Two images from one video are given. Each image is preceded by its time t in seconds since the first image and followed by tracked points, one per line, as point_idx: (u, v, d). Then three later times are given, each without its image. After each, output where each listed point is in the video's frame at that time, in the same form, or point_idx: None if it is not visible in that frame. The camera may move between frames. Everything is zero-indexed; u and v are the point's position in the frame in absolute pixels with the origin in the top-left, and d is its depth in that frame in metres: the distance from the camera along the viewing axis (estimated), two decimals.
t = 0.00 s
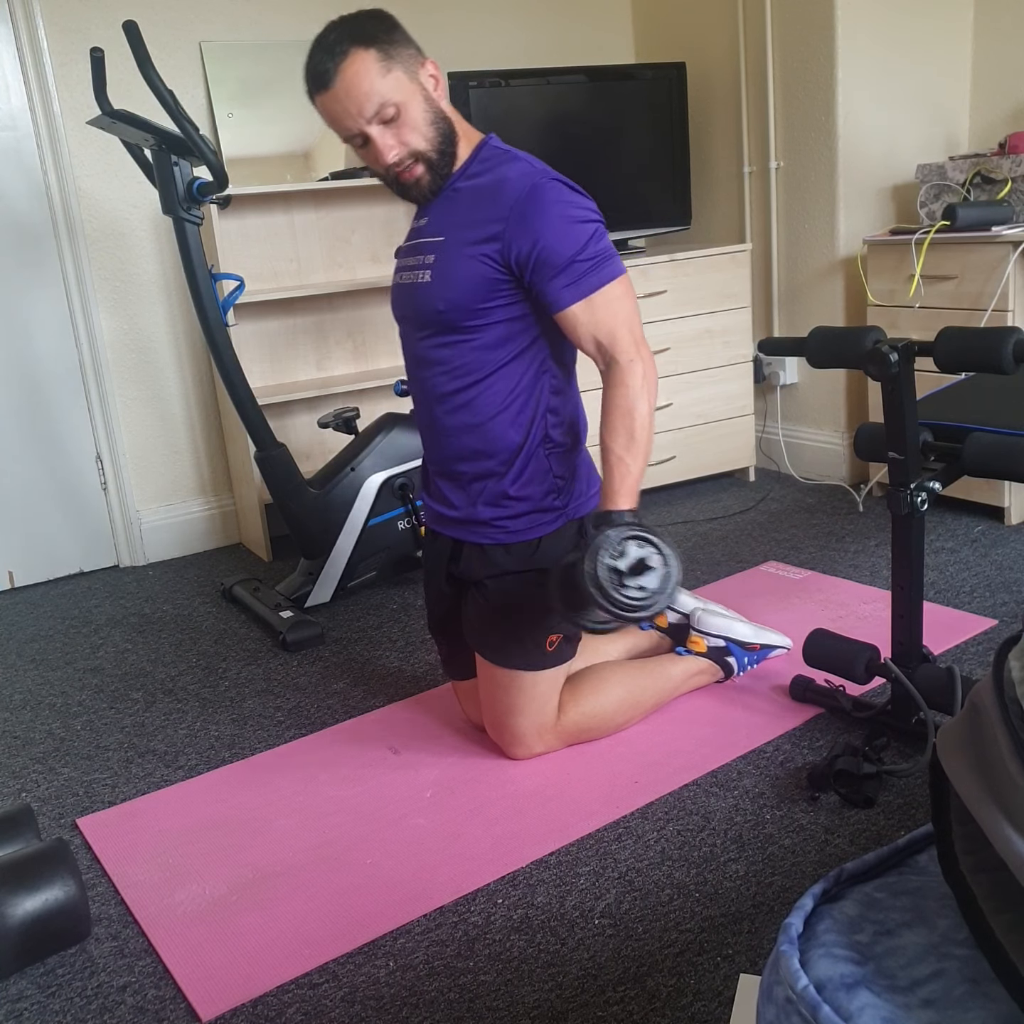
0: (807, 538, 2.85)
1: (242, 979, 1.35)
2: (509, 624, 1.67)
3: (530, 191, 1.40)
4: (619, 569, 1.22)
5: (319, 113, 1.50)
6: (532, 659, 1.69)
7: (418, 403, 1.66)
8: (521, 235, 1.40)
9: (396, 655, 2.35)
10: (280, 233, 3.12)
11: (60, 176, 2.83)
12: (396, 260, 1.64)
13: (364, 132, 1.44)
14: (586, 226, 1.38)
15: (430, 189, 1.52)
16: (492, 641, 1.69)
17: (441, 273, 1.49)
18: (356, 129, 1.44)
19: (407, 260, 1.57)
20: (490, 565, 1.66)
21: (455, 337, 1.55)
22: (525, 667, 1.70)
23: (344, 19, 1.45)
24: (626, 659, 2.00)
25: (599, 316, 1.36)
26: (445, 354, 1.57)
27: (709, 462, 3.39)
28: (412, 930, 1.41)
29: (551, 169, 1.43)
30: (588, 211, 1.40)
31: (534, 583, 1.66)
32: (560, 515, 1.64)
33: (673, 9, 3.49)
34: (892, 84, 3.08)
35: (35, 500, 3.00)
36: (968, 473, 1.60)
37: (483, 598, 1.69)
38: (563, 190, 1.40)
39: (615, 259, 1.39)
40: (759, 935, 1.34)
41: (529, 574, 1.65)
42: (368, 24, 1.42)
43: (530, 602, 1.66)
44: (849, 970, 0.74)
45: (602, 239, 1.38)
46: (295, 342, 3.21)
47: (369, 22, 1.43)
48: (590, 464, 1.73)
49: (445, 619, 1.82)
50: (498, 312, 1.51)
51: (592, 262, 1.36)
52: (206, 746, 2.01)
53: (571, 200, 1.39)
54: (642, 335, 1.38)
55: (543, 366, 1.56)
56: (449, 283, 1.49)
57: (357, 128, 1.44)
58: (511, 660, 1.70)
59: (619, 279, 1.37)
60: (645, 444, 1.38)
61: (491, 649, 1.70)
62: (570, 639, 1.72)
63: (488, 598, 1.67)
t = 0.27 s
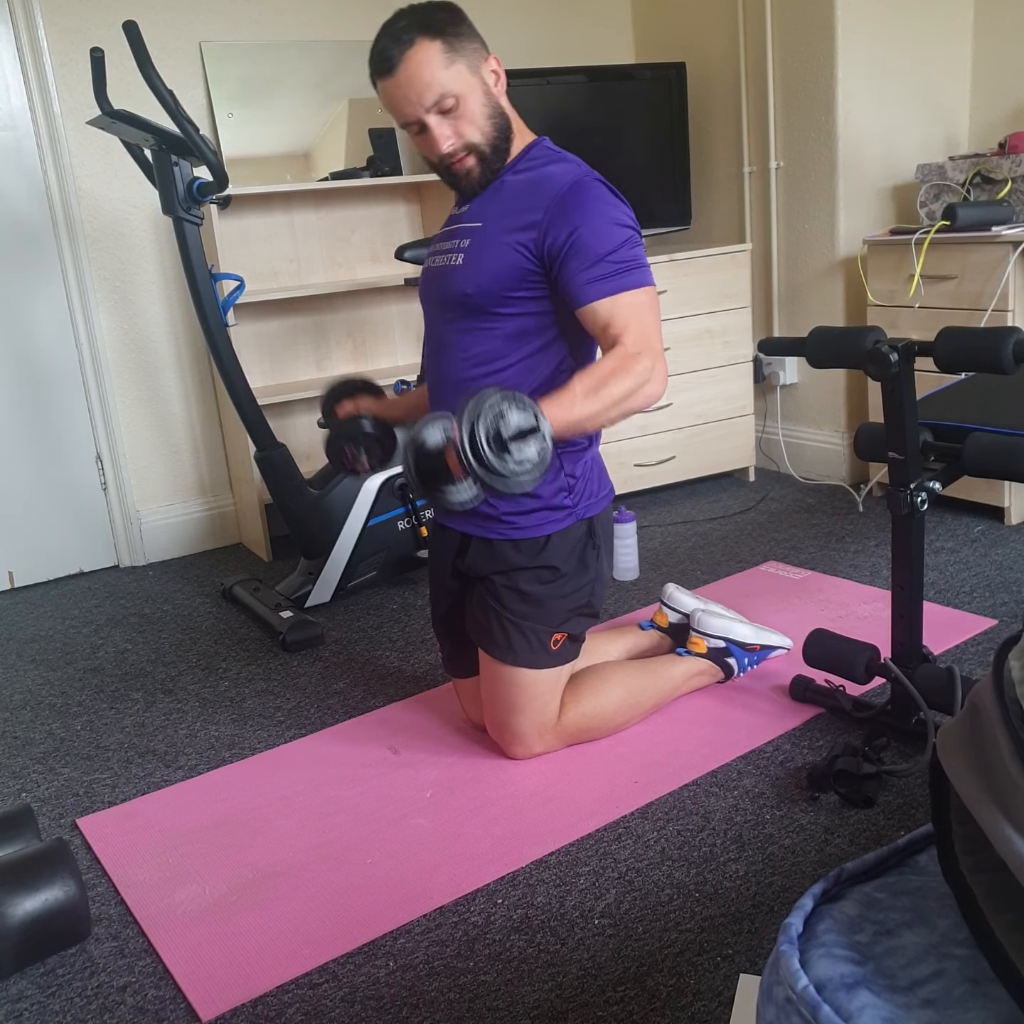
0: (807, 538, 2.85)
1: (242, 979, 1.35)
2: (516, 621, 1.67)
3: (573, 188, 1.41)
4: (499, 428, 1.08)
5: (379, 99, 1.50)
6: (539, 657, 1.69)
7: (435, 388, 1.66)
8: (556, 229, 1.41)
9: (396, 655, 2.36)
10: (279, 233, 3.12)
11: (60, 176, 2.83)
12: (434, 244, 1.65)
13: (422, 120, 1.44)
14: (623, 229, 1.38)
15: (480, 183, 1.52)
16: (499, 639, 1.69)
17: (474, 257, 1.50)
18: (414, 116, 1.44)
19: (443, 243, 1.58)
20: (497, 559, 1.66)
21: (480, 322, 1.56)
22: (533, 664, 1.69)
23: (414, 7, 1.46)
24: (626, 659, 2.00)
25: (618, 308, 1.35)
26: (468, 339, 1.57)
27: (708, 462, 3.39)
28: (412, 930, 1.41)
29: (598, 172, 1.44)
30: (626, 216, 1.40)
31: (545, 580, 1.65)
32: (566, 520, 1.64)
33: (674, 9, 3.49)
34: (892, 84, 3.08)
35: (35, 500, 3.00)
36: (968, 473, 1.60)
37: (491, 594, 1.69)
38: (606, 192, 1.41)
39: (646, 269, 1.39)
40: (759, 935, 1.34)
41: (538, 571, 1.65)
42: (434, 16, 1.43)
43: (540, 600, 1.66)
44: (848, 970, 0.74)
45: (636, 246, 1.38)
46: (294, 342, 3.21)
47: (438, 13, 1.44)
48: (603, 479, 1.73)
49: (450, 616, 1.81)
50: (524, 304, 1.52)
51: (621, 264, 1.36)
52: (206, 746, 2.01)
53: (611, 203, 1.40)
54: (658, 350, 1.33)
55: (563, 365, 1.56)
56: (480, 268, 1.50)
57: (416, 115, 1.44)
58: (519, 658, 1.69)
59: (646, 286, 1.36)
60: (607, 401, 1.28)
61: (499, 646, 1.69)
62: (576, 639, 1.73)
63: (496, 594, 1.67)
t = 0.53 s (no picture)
0: (807, 538, 2.85)
1: (242, 979, 1.35)
2: (517, 621, 1.67)
3: (569, 177, 1.41)
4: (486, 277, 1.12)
5: (377, 100, 1.50)
6: (540, 657, 1.69)
7: (433, 387, 1.65)
8: (552, 219, 1.41)
9: (396, 655, 2.35)
10: (279, 233, 3.12)
11: (60, 176, 2.83)
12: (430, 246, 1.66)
13: (423, 118, 1.44)
14: (620, 216, 1.39)
15: (481, 180, 1.51)
16: (500, 639, 1.69)
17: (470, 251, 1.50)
18: (415, 114, 1.44)
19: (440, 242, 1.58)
20: (497, 559, 1.66)
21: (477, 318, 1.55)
22: (535, 663, 1.70)
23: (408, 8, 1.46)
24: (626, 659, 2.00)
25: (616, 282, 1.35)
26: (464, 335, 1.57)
27: (708, 462, 3.39)
28: (412, 930, 1.41)
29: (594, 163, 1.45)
30: (623, 203, 1.41)
31: (545, 580, 1.66)
32: (567, 516, 1.64)
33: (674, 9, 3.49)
34: (892, 84, 3.08)
35: (35, 500, 3.00)
36: (968, 473, 1.60)
37: (491, 594, 1.69)
38: (602, 181, 1.42)
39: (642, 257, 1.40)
40: (759, 935, 1.34)
41: (539, 571, 1.65)
42: (432, 16, 1.44)
43: (541, 600, 1.66)
44: (849, 969, 0.74)
45: (631, 233, 1.39)
46: (294, 342, 3.21)
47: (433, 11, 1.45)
48: (603, 480, 1.72)
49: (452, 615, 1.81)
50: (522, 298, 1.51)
51: (618, 248, 1.37)
52: (206, 746, 2.01)
53: (607, 191, 1.41)
54: (654, 327, 1.35)
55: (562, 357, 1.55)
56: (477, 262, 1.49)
57: (418, 113, 1.44)
58: (523, 657, 1.69)
59: (641, 270, 1.37)
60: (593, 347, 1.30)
61: (501, 645, 1.69)
62: (577, 639, 1.73)
63: (497, 594, 1.67)
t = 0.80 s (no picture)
0: (807, 538, 2.85)
1: (243, 979, 1.35)
2: (517, 621, 1.67)
3: (568, 176, 1.41)
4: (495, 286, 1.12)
5: (375, 92, 1.49)
6: (540, 657, 1.69)
7: (431, 386, 1.65)
8: (552, 219, 1.41)
9: (396, 654, 2.36)
10: (279, 233, 3.12)
11: (60, 177, 2.83)
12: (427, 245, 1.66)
13: (423, 110, 1.44)
14: (619, 214, 1.39)
15: (476, 177, 1.51)
16: (500, 639, 1.69)
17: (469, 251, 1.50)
18: (415, 106, 1.43)
19: (438, 241, 1.58)
20: (497, 559, 1.66)
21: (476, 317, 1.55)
22: (535, 663, 1.70)
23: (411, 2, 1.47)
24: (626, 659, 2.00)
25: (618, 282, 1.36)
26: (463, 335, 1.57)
27: (708, 462, 3.39)
28: (412, 930, 1.41)
29: (592, 162, 1.45)
30: (622, 201, 1.41)
31: (545, 580, 1.66)
32: (566, 514, 1.64)
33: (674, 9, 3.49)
34: (892, 84, 3.08)
35: (35, 500, 3.01)
36: (968, 473, 1.60)
37: (491, 595, 1.69)
38: (600, 179, 1.42)
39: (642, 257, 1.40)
40: (759, 935, 1.34)
41: (538, 571, 1.65)
42: (434, 10, 1.44)
43: (540, 600, 1.66)
44: (849, 970, 0.74)
45: (631, 232, 1.39)
46: (294, 342, 3.21)
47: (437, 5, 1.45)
48: (602, 479, 1.72)
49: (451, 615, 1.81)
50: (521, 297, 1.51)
51: (617, 248, 1.37)
52: (206, 746, 2.01)
53: (606, 190, 1.40)
54: (656, 328, 1.35)
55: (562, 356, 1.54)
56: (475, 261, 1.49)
57: (417, 105, 1.43)
58: (522, 657, 1.69)
59: (641, 271, 1.37)
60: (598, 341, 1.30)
61: (501, 645, 1.69)
62: (576, 639, 1.73)
63: (497, 593, 1.67)
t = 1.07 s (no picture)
0: (807, 538, 2.85)
1: (243, 979, 1.35)
2: (517, 621, 1.67)
3: (572, 179, 1.41)
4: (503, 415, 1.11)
5: (400, 67, 1.50)
6: (539, 656, 1.69)
7: (430, 384, 1.65)
8: (556, 222, 1.41)
9: (396, 654, 2.36)
10: (279, 233, 3.12)
11: (60, 177, 2.83)
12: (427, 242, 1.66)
13: (446, 89, 1.44)
14: (624, 220, 1.39)
15: (485, 168, 1.52)
16: (500, 639, 1.69)
17: (471, 251, 1.50)
18: (439, 83, 1.44)
19: (439, 240, 1.58)
20: (496, 559, 1.66)
21: (476, 317, 1.55)
22: (535, 663, 1.70)
23: None
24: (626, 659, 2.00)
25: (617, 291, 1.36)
26: (462, 333, 1.57)
27: (708, 462, 3.39)
28: (412, 930, 1.41)
29: (596, 165, 1.45)
30: (626, 207, 1.41)
31: (544, 579, 1.66)
32: (566, 515, 1.64)
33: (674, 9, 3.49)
34: (892, 84, 3.08)
35: (35, 500, 3.00)
36: (968, 473, 1.60)
37: (490, 595, 1.69)
38: (605, 184, 1.42)
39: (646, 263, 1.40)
40: (759, 935, 1.34)
41: (537, 570, 1.65)
42: None
43: (539, 600, 1.66)
44: (849, 970, 0.74)
45: (636, 237, 1.39)
46: (294, 342, 3.21)
47: None
48: (602, 480, 1.72)
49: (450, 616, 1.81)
50: (523, 298, 1.52)
51: (621, 254, 1.37)
52: (206, 746, 2.01)
53: (610, 195, 1.41)
54: (655, 341, 1.33)
55: (563, 358, 1.54)
56: (478, 262, 1.50)
57: (441, 83, 1.44)
58: (523, 657, 1.69)
59: (644, 277, 1.37)
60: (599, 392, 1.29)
61: (501, 645, 1.69)
62: (575, 638, 1.73)
63: (496, 593, 1.67)
